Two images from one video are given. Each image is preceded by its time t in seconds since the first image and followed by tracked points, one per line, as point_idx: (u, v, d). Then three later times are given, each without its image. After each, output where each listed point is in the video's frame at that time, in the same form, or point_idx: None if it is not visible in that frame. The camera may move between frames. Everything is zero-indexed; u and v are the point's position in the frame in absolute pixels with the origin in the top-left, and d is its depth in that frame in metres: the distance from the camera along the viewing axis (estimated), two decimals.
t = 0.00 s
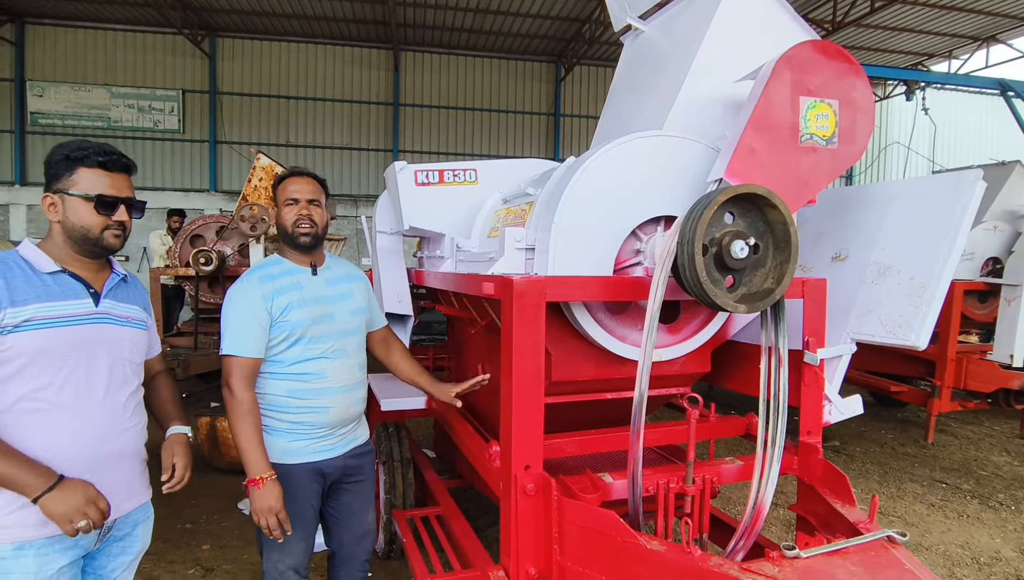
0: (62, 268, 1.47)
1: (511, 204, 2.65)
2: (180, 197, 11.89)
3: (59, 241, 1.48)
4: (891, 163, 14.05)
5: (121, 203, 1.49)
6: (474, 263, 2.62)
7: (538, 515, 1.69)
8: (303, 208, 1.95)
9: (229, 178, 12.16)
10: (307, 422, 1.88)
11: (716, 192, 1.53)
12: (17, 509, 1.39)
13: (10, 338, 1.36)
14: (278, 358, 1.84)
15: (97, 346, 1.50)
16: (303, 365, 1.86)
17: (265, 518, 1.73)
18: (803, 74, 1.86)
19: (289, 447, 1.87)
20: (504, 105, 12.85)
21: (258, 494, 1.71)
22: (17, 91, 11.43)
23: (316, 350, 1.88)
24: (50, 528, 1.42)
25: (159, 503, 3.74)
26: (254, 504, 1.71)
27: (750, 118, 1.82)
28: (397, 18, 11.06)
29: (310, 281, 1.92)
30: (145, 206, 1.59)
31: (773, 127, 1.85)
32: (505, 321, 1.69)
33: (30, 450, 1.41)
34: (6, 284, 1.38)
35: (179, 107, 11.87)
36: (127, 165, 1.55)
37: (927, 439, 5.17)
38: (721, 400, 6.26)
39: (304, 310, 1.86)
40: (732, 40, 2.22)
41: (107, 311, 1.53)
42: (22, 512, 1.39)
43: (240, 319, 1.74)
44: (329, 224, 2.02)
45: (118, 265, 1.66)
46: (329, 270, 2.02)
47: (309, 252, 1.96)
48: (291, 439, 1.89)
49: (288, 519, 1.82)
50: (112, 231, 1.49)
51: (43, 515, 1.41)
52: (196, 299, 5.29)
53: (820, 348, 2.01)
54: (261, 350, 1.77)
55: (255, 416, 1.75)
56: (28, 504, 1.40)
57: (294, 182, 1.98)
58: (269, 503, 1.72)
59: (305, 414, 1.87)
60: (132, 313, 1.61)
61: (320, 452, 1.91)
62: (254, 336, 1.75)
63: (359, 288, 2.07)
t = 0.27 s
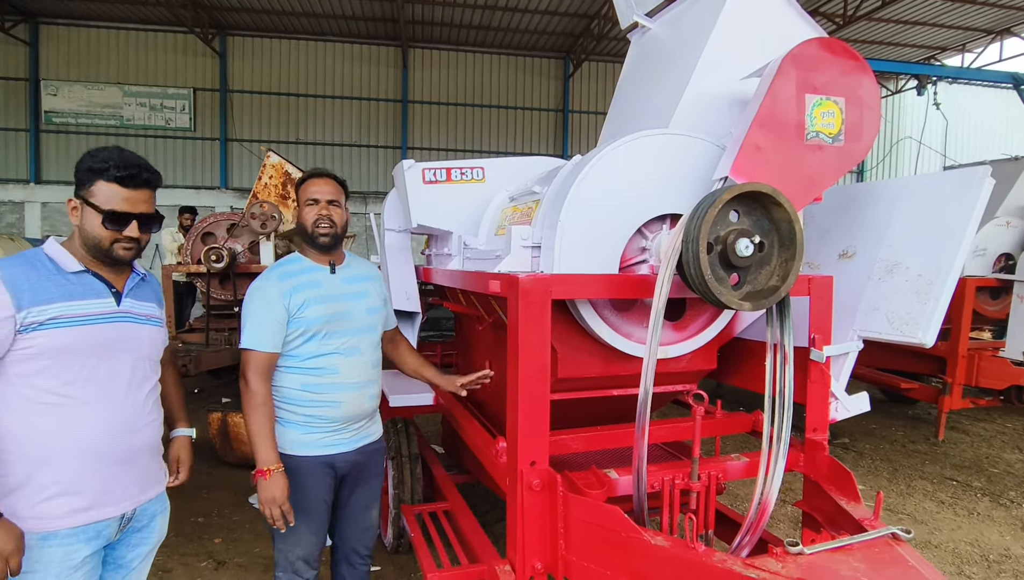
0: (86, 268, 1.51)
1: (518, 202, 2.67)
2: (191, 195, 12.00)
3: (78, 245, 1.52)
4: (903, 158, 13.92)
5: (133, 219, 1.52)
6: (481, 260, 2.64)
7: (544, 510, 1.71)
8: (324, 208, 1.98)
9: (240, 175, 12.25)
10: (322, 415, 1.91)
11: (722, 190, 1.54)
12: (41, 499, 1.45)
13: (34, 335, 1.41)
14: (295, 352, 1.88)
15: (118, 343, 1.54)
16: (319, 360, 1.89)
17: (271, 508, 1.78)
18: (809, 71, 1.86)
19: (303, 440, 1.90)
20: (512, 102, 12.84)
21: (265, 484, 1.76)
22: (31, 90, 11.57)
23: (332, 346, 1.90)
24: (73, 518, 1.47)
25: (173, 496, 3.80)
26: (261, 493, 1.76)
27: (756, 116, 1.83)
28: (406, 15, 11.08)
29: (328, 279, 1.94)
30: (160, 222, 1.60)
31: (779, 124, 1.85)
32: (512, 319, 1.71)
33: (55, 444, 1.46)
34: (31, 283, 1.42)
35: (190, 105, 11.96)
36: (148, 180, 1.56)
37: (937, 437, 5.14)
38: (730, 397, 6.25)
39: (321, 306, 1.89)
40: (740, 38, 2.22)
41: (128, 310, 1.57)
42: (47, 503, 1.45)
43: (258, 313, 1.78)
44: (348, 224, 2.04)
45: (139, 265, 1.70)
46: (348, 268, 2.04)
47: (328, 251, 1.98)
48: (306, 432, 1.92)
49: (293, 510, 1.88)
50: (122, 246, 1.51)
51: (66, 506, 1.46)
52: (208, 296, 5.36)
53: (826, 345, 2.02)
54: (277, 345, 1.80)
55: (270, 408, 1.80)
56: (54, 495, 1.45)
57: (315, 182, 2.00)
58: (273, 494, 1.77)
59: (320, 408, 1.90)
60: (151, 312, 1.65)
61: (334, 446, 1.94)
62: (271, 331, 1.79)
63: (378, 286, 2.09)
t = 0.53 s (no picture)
0: (103, 271, 1.52)
1: (524, 202, 2.68)
2: (199, 195, 12.07)
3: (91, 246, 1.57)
4: (911, 156, 13.85)
5: (116, 237, 1.50)
6: (488, 261, 2.65)
7: (552, 507, 1.73)
8: (349, 210, 2.02)
9: (247, 175, 12.31)
10: (341, 412, 1.93)
11: (729, 191, 1.55)
12: (56, 497, 1.48)
13: (47, 337, 1.44)
14: (317, 350, 1.90)
15: (131, 345, 1.55)
16: (340, 358, 1.92)
17: (292, 500, 1.84)
18: (815, 71, 1.87)
19: (323, 436, 1.93)
20: (518, 101, 12.85)
21: (287, 477, 1.83)
22: (40, 91, 11.68)
23: (353, 345, 1.93)
24: (87, 514, 1.51)
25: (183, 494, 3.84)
26: (284, 485, 1.83)
27: (762, 116, 1.84)
28: (412, 15, 11.11)
29: (350, 279, 1.97)
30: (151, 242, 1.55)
31: (784, 125, 1.85)
32: (519, 318, 1.72)
33: (68, 442, 1.49)
34: (47, 285, 1.45)
35: (198, 106, 12.02)
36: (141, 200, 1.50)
37: (945, 436, 5.12)
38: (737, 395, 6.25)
39: (344, 305, 1.91)
40: (746, 39, 2.23)
41: (142, 313, 1.58)
42: (62, 500, 1.48)
43: (284, 311, 1.82)
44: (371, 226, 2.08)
45: (161, 266, 1.72)
46: (370, 269, 2.06)
47: (351, 251, 2.01)
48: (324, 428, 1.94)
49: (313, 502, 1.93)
50: (109, 261, 1.51)
51: (81, 503, 1.50)
52: (217, 296, 5.40)
53: (833, 344, 2.02)
54: (301, 341, 1.84)
55: (291, 405, 1.84)
56: (68, 492, 1.49)
57: (342, 185, 2.04)
58: (294, 486, 1.83)
59: (339, 404, 1.92)
60: (167, 314, 1.66)
61: (352, 442, 1.96)
62: (296, 327, 1.82)
63: (397, 288, 2.12)
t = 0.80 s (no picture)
0: (107, 274, 1.53)
1: (525, 205, 2.71)
2: (198, 196, 12.08)
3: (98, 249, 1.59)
4: (908, 159, 13.92)
5: (111, 238, 1.49)
6: (490, 263, 2.69)
7: (554, 508, 1.75)
8: (359, 217, 2.04)
9: (246, 177, 12.32)
10: (347, 411, 1.96)
11: (727, 195, 1.58)
12: (63, 495, 1.50)
13: (53, 338, 1.47)
14: (325, 350, 1.94)
15: (136, 346, 1.57)
16: (347, 358, 1.95)
17: (324, 489, 1.86)
18: (812, 77, 1.90)
19: (330, 433, 1.96)
20: (517, 104, 12.89)
21: (316, 467, 1.85)
22: (39, 93, 11.69)
23: (360, 345, 1.96)
24: (93, 513, 1.53)
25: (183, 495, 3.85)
26: (313, 475, 1.85)
27: (761, 122, 1.86)
28: (411, 18, 11.15)
29: (359, 281, 2.00)
30: (148, 246, 1.54)
31: (782, 130, 1.88)
32: (521, 321, 1.74)
33: (74, 442, 1.51)
34: (52, 286, 1.48)
35: (197, 107, 12.04)
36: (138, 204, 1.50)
37: (942, 437, 5.15)
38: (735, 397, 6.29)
39: (352, 307, 1.95)
40: (744, 45, 2.26)
41: (148, 315, 1.60)
42: (68, 498, 1.50)
43: (293, 311, 1.86)
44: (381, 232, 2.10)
45: (169, 268, 1.73)
46: (380, 272, 2.09)
47: (361, 256, 2.04)
48: (331, 427, 1.97)
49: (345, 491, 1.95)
50: (108, 263, 1.51)
51: (86, 502, 1.52)
52: (217, 297, 5.43)
53: (830, 346, 2.05)
54: (310, 341, 1.87)
55: (309, 397, 1.86)
56: (75, 491, 1.51)
57: (352, 192, 2.06)
58: (326, 475, 1.86)
59: (346, 404, 1.95)
60: (174, 315, 1.68)
61: (358, 441, 1.99)
62: (305, 327, 1.86)
63: (406, 291, 2.14)
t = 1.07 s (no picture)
0: (111, 274, 1.56)
1: (524, 209, 2.75)
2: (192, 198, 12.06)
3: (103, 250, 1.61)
4: (899, 163, 14.05)
5: (118, 242, 1.52)
6: (489, 265, 2.73)
7: (553, 506, 1.79)
8: (367, 220, 2.07)
9: (241, 179, 12.31)
10: (349, 411, 1.99)
11: (722, 199, 1.62)
12: (72, 492, 1.52)
13: (57, 337, 1.49)
14: (329, 350, 1.98)
15: (141, 346, 1.60)
16: (350, 359, 1.98)
17: (316, 489, 1.91)
18: (805, 85, 1.95)
19: (332, 432, 2.00)
20: (512, 107, 12.94)
21: (310, 467, 1.90)
22: (33, 94, 11.65)
23: (363, 347, 1.99)
24: (102, 510, 1.55)
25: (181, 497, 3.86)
26: (308, 475, 1.90)
27: (755, 128, 1.91)
28: (407, 21, 11.19)
29: (365, 283, 2.03)
30: (154, 249, 1.57)
31: (776, 136, 1.93)
32: (521, 323, 1.78)
33: (83, 441, 1.54)
34: (56, 284, 1.51)
35: (191, 109, 12.02)
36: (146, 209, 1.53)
37: (933, 438, 5.22)
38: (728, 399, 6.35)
39: (357, 309, 1.98)
40: (739, 52, 2.30)
41: (152, 314, 1.62)
42: (77, 495, 1.53)
43: (298, 312, 1.90)
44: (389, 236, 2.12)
45: (174, 266, 1.75)
46: (386, 275, 2.12)
47: (368, 259, 2.08)
48: (334, 426, 2.01)
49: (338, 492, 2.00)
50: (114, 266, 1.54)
51: (94, 499, 1.54)
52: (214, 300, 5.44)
53: (822, 347, 2.10)
54: (314, 342, 1.91)
55: (308, 398, 1.91)
56: (83, 488, 1.53)
57: (361, 195, 2.09)
58: (318, 475, 1.90)
59: (348, 404, 1.99)
60: (178, 314, 1.70)
61: (359, 441, 2.02)
62: (309, 328, 1.90)
63: (412, 294, 2.17)
